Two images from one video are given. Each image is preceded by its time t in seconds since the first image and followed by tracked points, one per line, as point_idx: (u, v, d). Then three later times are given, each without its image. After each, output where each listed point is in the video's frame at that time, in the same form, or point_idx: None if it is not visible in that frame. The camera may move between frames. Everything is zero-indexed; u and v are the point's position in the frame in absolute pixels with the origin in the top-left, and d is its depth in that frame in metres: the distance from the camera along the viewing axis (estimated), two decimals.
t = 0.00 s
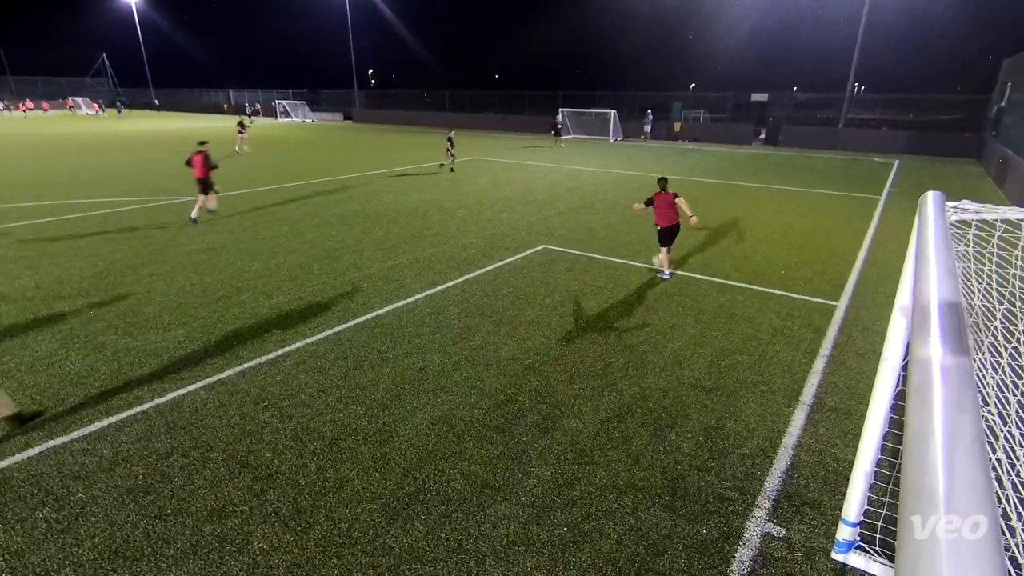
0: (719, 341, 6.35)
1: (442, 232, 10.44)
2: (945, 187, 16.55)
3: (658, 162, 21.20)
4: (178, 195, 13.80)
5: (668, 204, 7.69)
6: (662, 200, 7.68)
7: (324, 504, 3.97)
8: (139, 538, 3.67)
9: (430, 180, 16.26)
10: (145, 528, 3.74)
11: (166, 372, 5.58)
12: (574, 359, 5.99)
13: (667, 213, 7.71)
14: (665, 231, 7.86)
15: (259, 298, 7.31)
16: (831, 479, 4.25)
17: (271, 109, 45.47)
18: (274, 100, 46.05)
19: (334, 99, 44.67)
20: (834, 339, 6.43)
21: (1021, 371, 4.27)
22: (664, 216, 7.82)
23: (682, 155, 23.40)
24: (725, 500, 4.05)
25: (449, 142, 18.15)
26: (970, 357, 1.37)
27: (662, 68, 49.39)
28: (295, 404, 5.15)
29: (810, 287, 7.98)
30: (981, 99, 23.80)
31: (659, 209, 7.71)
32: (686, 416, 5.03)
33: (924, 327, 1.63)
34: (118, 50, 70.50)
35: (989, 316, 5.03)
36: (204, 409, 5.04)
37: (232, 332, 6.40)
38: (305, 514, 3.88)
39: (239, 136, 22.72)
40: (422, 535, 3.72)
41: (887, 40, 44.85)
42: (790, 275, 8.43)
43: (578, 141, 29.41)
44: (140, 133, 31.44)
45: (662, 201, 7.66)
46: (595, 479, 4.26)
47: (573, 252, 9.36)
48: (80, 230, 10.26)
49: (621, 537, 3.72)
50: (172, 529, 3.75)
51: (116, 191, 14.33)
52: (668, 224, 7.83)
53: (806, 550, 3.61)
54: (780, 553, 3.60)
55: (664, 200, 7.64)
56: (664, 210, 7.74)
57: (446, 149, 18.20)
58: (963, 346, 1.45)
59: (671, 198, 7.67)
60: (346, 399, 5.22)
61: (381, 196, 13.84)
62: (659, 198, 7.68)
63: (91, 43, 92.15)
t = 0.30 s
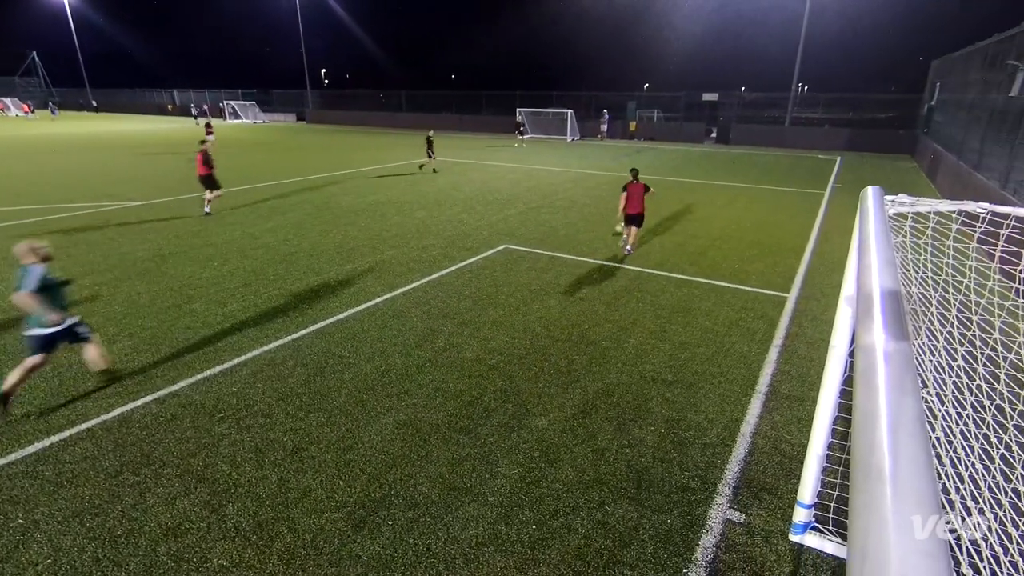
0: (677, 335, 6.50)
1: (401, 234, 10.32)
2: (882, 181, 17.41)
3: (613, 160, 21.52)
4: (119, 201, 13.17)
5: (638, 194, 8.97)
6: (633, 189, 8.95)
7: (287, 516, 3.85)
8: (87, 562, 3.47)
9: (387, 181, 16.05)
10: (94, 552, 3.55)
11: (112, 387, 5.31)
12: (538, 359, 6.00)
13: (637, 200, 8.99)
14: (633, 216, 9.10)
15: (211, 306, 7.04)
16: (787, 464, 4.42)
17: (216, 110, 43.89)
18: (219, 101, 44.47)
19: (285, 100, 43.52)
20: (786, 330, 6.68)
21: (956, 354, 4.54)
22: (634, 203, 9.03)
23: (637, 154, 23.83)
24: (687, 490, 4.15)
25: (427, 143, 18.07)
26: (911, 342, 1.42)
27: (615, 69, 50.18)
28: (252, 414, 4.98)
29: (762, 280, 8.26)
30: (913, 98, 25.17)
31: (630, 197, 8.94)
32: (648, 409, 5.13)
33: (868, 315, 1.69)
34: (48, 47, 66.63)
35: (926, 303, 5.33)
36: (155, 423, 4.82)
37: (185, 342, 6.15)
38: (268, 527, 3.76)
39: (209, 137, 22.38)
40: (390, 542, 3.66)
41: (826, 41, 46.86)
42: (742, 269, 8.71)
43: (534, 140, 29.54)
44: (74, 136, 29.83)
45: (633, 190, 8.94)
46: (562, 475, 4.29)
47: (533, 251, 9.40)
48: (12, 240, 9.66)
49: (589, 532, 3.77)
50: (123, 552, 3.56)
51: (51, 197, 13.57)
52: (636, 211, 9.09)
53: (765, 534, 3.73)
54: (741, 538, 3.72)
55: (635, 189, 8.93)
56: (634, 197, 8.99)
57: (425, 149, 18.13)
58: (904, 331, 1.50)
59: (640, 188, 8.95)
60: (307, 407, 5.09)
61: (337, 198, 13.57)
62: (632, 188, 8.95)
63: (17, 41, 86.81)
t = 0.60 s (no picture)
0: (674, 335, 6.52)
1: (397, 234, 10.31)
2: (877, 181, 17.47)
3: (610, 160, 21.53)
4: (113, 201, 13.12)
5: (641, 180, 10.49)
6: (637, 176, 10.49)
7: (284, 517, 3.84)
8: (83, 564, 3.46)
9: (383, 181, 16.04)
10: (89, 554, 3.53)
11: (107, 388, 5.28)
12: (535, 358, 6.00)
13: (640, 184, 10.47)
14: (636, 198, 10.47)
15: (208, 307, 7.02)
16: (783, 463, 4.43)
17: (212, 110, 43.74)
18: (214, 100, 44.30)
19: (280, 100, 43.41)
20: (782, 329, 6.70)
21: (951, 353, 4.56)
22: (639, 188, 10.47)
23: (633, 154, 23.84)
24: (684, 489, 4.16)
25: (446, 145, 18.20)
26: (906, 341, 1.43)
27: (611, 69, 50.21)
28: (248, 416, 4.96)
29: (758, 279, 8.28)
30: (908, 98, 25.27)
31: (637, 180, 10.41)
32: (645, 408, 5.13)
33: (863, 314, 1.70)
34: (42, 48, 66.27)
35: (921, 302, 5.35)
36: (151, 424, 4.80)
37: (181, 344, 6.12)
38: (264, 528, 3.75)
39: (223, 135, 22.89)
40: (387, 542, 3.65)
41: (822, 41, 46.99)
42: (738, 268, 8.74)
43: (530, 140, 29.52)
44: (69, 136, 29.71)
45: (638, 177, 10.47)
46: (559, 475, 4.29)
47: (530, 251, 9.40)
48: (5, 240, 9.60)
49: (586, 531, 3.77)
50: (119, 553, 3.55)
51: (44, 197, 13.50)
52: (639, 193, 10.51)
53: (762, 532, 3.75)
54: (737, 537, 3.72)
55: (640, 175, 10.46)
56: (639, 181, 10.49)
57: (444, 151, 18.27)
58: (898, 330, 1.50)
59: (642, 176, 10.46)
60: (303, 408, 5.08)
61: (333, 198, 13.56)
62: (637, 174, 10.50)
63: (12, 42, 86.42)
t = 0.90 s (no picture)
0: (674, 335, 6.52)
1: (397, 234, 10.32)
2: (877, 181, 17.46)
3: (610, 161, 21.52)
4: (113, 201, 13.13)
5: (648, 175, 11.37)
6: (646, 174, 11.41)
7: (284, 517, 3.84)
8: (83, 564, 3.46)
9: (383, 181, 16.06)
10: (89, 554, 3.53)
11: (107, 388, 5.28)
12: (535, 359, 6.00)
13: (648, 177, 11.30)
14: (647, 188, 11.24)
15: (207, 307, 7.02)
16: (783, 463, 4.43)
17: (211, 111, 43.74)
18: (214, 101, 44.29)
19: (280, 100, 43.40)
20: (782, 329, 6.70)
21: (951, 353, 4.56)
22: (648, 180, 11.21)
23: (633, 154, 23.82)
24: (684, 489, 4.16)
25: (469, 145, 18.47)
26: (906, 341, 1.43)
27: (611, 69, 50.21)
28: (248, 416, 4.96)
29: (758, 279, 8.28)
30: (908, 98, 25.28)
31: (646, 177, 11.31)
32: (645, 409, 5.13)
33: (864, 314, 1.70)
34: (42, 48, 66.20)
35: (921, 302, 5.35)
36: (151, 424, 4.80)
37: (181, 344, 6.12)
38: (264, 528, 3.75)
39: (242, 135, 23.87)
40: (388, 542, 3.65)
41: (822, 41, 46.99)
42: (738, 268, 8.74)
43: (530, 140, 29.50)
44: (69, 136, 29.64)
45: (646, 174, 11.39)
46: (559, 475, 4.29)
47: (530, 251, 9.40)
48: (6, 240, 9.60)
49: (586, 531, 3.77)
50: (119, 553, 3.55)
51: (44, 197, 13.52)
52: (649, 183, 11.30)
53: (762, 533, 3.74)
54: (737, 537, 3.72)
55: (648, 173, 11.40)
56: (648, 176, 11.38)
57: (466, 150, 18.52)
58: (898, 330, 1.50)
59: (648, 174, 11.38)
60: (303, 408, 5.08)
61: (333, 198, 13.57)
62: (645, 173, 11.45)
63: (12, 42, 86.34)
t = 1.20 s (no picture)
0: (674, 335, 6.51)
1: (397, 234, 10.32)
2: (877, 181, 17.47)
3: (610, 161, 21.51)
4: (113, 201, 13.14)
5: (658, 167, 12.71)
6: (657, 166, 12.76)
7: (284, 517, 3.84)
8: (84, 564, 3.46)
9: (383, 181, 16.07)
10: (89, 554, 3.53)
11: (105, 388, 5.27)
12: (534, 359, 6.00)
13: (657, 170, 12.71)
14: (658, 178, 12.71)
15: (207, 307, 7.03)
16: (783, 463, 4.43)
17: (212, 111, 43.75)
18: (214, 100, 44.29)
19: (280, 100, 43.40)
20: (782, 329, 6.70)
21: (951, 353, 4.56)
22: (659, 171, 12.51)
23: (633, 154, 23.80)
24: (684, 489, 4.16)
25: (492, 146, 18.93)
26: (905, 341, 1.43)
27: (611, 69, 50.21)
28: (247, 416, 4.95)
29: (758, 279, 8.28)
30: (908, 98, 25.27)
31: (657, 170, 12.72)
32: (645, 408, 5.13)
33: (863, 314, 1.69)
34: (41, 48, 66.10)
35: (921, 302, 5.34)
36: (151, 424, 4.81)
37: (181, 344, 6.10)
38: (264, 528, 3.75)
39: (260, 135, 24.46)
40: (387, 543, 3.65)
41: (822, 41, 47.03)
42: (738, 268, 8.74)
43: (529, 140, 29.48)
44: (68, 136, 29.65)
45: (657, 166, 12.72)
46: (559, 475, 4.29)
47: (530, 251, 9.40)
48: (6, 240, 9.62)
49: (586, 531, 3.77)
50: (119, 553, 3.55)
51: (46, 197, 13.53)
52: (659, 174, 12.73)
53: (762, 533, 3.74)
54: (737, 537, 3.72)
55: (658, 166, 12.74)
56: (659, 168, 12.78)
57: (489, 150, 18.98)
58: (898, 329, 1.51)
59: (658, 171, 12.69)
60: (303, 408, 5.08)
61: (333, 197, 13.57)
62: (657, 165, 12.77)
63: (11, 42, 86.29)
